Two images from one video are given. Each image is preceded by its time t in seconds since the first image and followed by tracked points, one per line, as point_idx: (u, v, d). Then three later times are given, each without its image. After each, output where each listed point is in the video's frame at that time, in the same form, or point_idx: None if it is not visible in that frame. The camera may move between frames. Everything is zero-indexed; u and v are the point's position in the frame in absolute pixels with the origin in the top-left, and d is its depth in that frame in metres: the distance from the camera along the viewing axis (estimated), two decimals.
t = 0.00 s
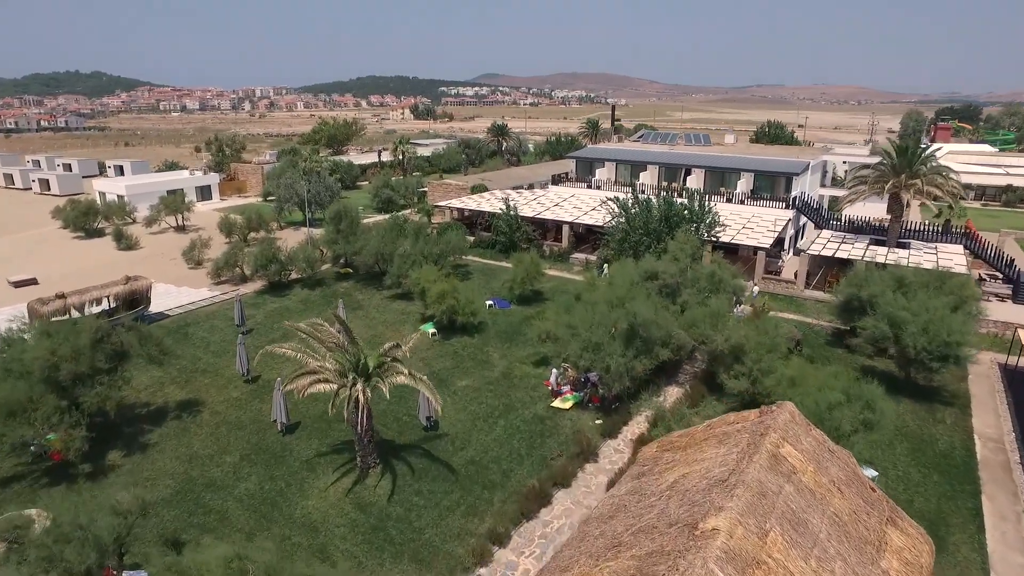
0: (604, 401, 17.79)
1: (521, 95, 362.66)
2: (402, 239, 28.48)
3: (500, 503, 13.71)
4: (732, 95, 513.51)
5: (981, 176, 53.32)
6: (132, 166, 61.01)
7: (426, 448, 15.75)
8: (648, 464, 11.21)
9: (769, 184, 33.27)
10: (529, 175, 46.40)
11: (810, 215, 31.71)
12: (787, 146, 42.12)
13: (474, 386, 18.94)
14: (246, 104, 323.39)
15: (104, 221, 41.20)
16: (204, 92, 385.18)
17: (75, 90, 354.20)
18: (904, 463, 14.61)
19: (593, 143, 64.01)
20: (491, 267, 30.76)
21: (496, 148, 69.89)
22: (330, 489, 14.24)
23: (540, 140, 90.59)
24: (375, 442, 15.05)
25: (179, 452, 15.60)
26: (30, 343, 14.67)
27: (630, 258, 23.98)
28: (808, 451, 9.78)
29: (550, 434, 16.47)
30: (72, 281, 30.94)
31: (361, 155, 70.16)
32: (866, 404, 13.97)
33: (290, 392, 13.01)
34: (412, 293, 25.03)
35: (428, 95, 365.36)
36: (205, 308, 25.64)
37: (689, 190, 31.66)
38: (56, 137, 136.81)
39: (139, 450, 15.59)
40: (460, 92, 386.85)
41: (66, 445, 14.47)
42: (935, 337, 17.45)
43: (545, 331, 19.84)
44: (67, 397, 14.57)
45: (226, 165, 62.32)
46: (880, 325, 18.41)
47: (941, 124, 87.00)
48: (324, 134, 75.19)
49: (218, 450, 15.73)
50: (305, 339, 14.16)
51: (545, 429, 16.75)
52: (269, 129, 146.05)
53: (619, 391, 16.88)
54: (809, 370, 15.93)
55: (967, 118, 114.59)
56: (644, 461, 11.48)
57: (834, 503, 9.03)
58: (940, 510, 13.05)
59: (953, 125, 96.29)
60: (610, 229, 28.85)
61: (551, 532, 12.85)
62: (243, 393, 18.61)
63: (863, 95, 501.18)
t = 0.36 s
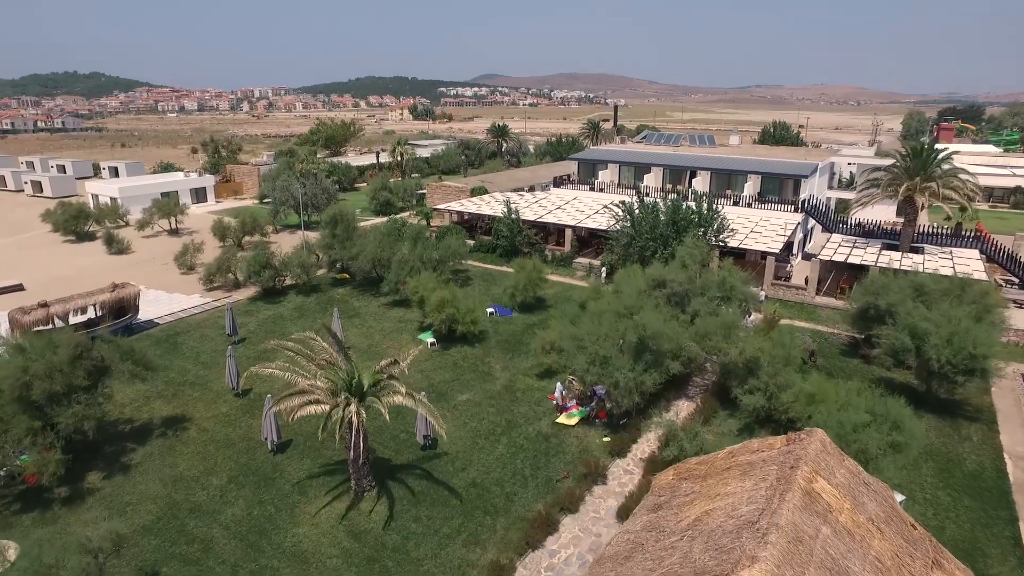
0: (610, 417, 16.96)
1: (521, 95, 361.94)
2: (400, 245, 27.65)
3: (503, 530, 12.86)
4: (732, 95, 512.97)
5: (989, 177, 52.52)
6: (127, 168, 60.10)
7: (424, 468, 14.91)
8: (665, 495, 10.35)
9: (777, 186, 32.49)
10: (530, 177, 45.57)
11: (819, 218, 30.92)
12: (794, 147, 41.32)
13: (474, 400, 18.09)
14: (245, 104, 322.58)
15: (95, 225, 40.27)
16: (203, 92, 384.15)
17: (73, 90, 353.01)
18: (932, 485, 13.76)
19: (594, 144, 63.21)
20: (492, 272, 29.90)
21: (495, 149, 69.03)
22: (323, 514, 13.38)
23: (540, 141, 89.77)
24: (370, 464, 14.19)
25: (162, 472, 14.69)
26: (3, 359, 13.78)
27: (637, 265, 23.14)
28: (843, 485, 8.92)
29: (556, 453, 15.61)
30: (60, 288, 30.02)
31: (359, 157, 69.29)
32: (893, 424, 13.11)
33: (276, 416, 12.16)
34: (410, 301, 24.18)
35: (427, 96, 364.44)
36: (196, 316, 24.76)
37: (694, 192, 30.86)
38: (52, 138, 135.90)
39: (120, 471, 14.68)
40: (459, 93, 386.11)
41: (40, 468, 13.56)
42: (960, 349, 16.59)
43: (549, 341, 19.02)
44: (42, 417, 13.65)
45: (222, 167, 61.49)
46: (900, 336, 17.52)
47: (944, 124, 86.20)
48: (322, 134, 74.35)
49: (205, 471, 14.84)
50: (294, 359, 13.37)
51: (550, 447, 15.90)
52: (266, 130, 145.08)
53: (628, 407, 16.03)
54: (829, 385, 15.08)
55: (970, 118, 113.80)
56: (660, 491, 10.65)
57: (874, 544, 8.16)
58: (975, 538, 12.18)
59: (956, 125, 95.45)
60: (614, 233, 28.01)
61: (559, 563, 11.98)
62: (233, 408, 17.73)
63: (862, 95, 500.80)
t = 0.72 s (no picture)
0: (619, 434, 16.11)
1: (519, 96, 361.64)
2: (398, 250, 26.77)
3: (508, 561, 11.99)
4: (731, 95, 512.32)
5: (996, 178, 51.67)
6: (121, 169, 59.17)
7: (423, 491, 14.04)
8: (686, 532, 9.46)
9: (786, 188, 31.66)
10: (531, 178, 44.70)
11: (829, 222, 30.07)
12: (801, 148, 40.49)
13: (476, 416, 17.23)
14: (243, 104, 322.11)
15: (86, 227, 39.33)
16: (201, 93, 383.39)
17: (71, 91, 351.79)
18: (966, 511, 12.89)
19: (595, 144, 62.37)
20: (494, 278, 29.04)
21: (495, 150, 68.18)
22: (315, 543, 12.49)
23: (540, 142, 89.04)
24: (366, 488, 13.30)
25: (145, 496, 13.80)
26: None
27: (644, 272, 22.27)
28: (887, 527, 8.04)
29: (563, 474, 14.74)
30: (47, 293, 29.08)
31: (357, 158, 68.40)
32: (926, 448, 12.21)
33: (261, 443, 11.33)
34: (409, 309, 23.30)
35: (426, 96, 363.73)
36: (186, 324, 23.85)
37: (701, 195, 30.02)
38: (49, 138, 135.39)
39: (99, 495, 13.77)
40: (459, 93, 385.24)
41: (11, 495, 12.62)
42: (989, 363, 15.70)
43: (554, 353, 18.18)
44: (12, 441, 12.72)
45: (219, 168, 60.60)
46: (924, 348, 16.63)
47: (947, 125, 85.35)
48: (320, 135, 73.49)
49: (190, 495, 13.95)
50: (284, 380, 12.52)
51: (557, 467, 15.03)
52: (264, 130, 144.19)
53: (639, 425, 15.17)
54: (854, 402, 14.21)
55: (972, 118, 112.95)
56: (681, 526, 9.76)
57: None
58: (1018, 571, 11.29)
59: (959, 126, 94.62)
60: (619, 238, 27.15)
61: None
62: (222, 424, 16.84)
63: (862, 95, 500.29)
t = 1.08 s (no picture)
0: (628, 452, 15.27)
1: (519, 96, 361.07)
2: (396, 255, 25.91)
3: None
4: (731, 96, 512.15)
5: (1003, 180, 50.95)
6: (115, 170, 58.21)
7: (422, 516, 13.17)
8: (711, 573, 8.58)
9: (794, 190, 30.83)
10: (532, 180, 43.87)
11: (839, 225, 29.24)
12: (807, 149, 39.70)
13: (477, 432, 16.37)
14: (241, 105, 321.06)
15: (76, 230, 38.38)
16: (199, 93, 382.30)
17: (69, 91, 350.76)
18: (1002, 538, 12.05)
19: (596, 145, 61.61)
20: (494, 282, 28.20)
21: (495, 151, 67.40)
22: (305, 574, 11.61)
23: (540, 143, 88.38)
24: (360, 513, 12.42)
25: (123, 521, 12.89)
26: None
27: (651, 279, 21.42)
28: None
29: (570, 496, 13.88)
30: (33, 299, 28.13)
31: (355, 159, 67.53)
32: (962, 472, 11.36)
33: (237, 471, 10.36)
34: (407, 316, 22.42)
35: (425, 96, 362.81)
36: (176, 332, 22.98)
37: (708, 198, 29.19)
38: (44, 138, 134.32)
39: (74, 520, 12.87)
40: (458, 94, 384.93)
41: None
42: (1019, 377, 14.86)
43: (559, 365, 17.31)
44: None
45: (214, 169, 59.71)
46: (948, 360, 15.79)
47: (949, 125, 84.77)
48: (317, 136, 72.66)
49: (172, 519, 13.06)
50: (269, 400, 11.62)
51: (563, 488, 14.17)
52: (262, 131, 143.15)
53: (651, 444, 14.30)
54: (881, 419, 13.32)
55: (974, 118, 112.32)
56: (704, 565, 8.88)
57: None
58: None
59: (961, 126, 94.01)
60: (624, 242, 26.29)
61: None
62: (210, 440, 15.98)
63: (861, 95, 500.17)
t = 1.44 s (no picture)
0: (637, 472, 14.43)
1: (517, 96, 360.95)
2: (393, 259, 25.04)
3: None
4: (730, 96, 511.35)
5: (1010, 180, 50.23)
6: (109, 171, 57.32)
7: (419, 542, 12.32)
8: None
9: (803, 192, 30.00)
10: (533, 181, 43.02)
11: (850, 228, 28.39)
12: (814, 150, 38.90)
13: (478, 449, 15.51)
14: (240, 105, 320.26)
15: (67, 233, 37.44)
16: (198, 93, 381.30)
17: (67, 91, 349.58)
18: None
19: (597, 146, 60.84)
20: (495, 287, 27.36)
21: (494, 151, 66.59)
22: None
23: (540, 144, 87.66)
24: (353, 543, 11.55)
25: (98, 550, 12.02)
26: None
27: (659, 285, 20.57)
28: None
29: (577, 521, 13.02)
30: (18, 304, 27.20)
31: (353, 159, 66.65)
32: (1002, 500, 10.49)
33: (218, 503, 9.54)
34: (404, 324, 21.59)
35: (424, 96, 362.30)
36: (164, 341, 22.11)
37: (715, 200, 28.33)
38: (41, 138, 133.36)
39: (45, 549, 11.98)
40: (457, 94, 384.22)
41: None
42: None
43: (563, 378, 16.46)
44: None
45: (210, 169, 58.81)
46: (975, 373, 14.95)
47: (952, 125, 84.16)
48: (315, 136, 71.82)
49: (151, 548, 12.17)
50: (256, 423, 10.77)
51: (569, 511, 13.31)
52: (260, 131, 142.28)
53: (663, 465, 13.44)
54: (910, 438, 12.46)
55: (976, 118, 111.69)
56: None
57: None
58: None
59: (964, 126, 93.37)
60: (629, 245, 25.48)
61: None
62: (196, 458, 15.12)
63: (861, 95, 499.69)
